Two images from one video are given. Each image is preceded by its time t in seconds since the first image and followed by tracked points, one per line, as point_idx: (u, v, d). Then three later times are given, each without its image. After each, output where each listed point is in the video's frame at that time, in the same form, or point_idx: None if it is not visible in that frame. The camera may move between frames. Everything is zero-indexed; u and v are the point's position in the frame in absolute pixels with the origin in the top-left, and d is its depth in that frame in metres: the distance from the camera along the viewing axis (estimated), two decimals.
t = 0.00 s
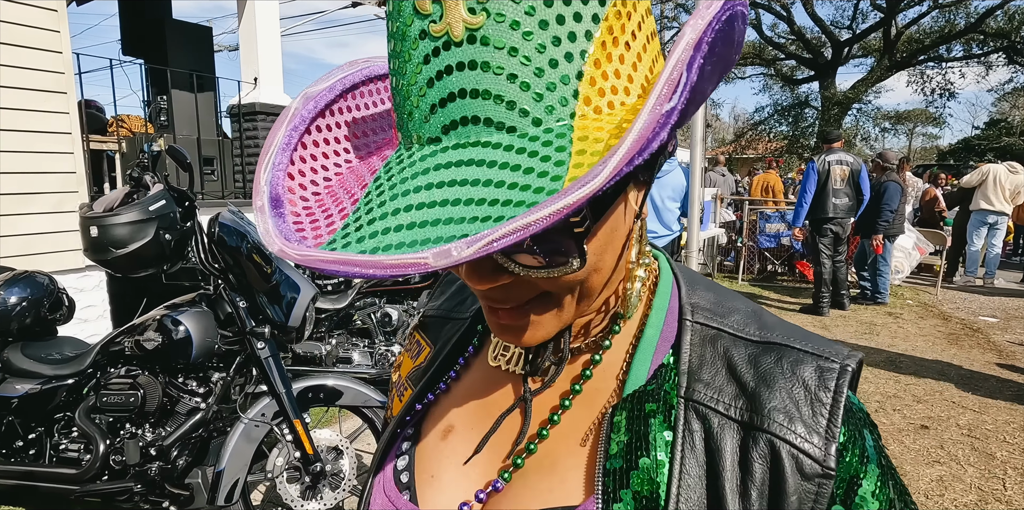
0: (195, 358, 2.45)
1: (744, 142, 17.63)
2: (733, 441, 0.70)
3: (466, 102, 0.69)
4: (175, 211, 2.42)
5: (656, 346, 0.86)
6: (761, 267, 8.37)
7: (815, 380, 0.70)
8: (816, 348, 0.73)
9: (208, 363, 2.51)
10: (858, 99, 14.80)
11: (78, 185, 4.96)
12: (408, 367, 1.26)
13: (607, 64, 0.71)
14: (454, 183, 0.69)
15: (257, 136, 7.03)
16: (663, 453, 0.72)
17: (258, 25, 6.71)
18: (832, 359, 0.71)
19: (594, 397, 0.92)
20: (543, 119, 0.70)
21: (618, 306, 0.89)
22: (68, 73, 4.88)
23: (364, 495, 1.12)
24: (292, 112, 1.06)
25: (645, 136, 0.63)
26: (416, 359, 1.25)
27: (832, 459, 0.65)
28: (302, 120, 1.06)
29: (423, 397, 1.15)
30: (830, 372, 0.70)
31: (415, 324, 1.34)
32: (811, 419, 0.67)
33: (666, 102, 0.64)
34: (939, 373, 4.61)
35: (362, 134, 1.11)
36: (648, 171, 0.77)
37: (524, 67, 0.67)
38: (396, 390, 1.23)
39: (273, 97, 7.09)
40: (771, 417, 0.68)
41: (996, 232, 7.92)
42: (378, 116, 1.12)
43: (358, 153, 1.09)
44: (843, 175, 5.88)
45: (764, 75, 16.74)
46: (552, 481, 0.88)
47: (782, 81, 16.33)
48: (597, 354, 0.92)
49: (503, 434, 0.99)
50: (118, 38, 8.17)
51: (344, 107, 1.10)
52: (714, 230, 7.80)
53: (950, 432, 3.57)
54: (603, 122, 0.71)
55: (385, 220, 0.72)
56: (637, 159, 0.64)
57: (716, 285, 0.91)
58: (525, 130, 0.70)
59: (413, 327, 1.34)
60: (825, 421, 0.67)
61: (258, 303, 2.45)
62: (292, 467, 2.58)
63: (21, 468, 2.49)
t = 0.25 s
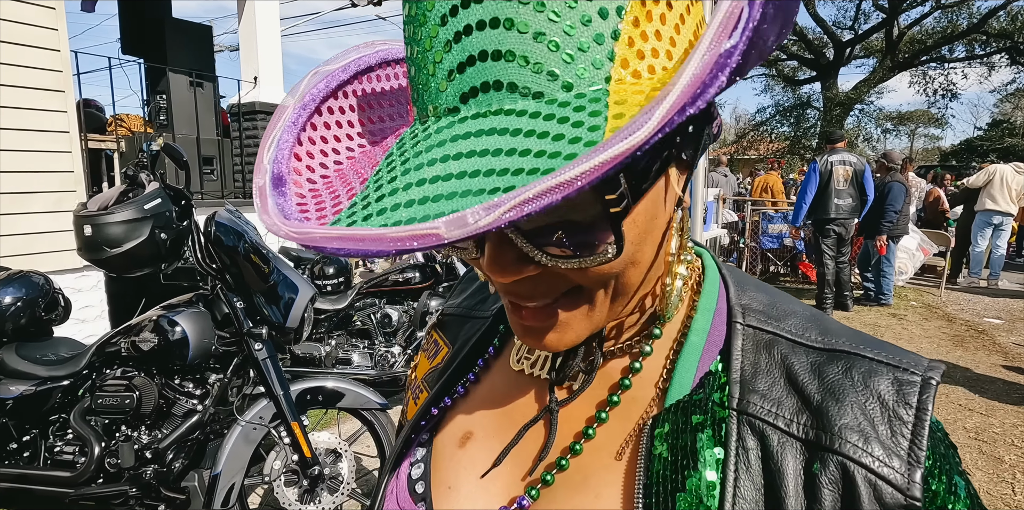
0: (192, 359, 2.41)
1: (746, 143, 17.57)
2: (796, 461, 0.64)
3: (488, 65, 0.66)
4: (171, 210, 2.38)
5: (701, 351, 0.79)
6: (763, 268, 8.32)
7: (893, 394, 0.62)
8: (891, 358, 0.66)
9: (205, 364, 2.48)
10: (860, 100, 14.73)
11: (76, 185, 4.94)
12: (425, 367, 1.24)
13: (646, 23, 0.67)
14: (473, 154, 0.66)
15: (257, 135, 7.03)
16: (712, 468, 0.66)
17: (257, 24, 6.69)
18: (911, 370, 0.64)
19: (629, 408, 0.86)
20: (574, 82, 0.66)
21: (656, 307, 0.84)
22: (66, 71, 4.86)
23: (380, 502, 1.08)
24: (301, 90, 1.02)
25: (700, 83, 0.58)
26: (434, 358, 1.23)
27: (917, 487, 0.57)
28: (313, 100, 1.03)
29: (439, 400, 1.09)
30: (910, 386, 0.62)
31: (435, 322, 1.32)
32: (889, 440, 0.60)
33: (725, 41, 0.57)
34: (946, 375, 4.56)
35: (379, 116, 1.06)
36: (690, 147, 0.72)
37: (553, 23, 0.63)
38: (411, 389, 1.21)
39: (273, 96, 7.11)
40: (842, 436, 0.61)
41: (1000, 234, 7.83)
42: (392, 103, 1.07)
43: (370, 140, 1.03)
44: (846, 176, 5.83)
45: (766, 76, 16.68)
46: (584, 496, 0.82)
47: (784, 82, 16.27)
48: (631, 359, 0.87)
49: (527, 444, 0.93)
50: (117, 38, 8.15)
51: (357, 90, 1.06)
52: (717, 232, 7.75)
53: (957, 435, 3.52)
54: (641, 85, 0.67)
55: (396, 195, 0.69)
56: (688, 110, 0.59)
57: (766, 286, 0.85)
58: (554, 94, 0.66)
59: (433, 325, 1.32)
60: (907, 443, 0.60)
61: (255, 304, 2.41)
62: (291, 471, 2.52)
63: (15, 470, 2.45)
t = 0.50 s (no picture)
0: (190, 361, 2.41)
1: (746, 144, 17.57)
2: (798, 464, 0.63)
3: (507, 74, 0.66)
4: (169, 213, 2.39)
5: (705, 354, 0.80)
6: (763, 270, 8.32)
7: (893, 399, 0.62)
8: (891, 364, 0.66)
9: (204, 366, 2.48)
10: (860, 102, 14.73)
11: (76, 186, 4.95)
12: (428, 366, 1.23)
13: (662, 39, 0.67)
14: (489, 160, 0.66)
15: (257, 137, 7.05)
16: (713, 469, 0.66)
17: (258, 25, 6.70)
18: (911, 377, 0.64)
19: (632, 411, 0.85)
20: (593, 93, 0.66)
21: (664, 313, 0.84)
22: (66, 72, 4.87)
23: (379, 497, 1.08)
24: (321, 92, 1.01)
25: (717, 96, 0.58)
26: (437, 357, 1.23)
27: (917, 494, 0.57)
28: (332, 102, 1.02)
29: (443, 400, 1.09)
30: (910, 391, 0.62)
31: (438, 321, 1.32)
32: (889, 444, 0.60)
33: (742, 57, 0.58)
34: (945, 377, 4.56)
35: (396, 121, 1.07)
36: (700, 160, 0.71)
37: (573, 36, 0.63)
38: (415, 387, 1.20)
39: (273, 98, 7.12)
40: (844, 439, 0.61)
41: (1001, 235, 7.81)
42: (408, 108, 1.09)
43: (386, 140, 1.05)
44: (846, 178, 5.83)
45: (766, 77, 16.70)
46: (585, 497, 0.82)
47: (784, 84, 16.26)
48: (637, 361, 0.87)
49: (530, 445, 0.92)
50: (117, 39, 8.16)
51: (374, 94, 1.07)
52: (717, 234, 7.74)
53: (956, 438, 3.52)
54: (657, 98, 0.67)
55: (414, 198, 0.69)
56: (705, 123, 0.59)
57: (767, 293, 0.85)
58: (571, 105, 0.66)
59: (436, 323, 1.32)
60: (907, 447, 0.60)
61: (254, 305, 2.41)
62: (289, 473, 2.52)
63: (13, 472, 2.45)
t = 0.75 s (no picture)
0: (193, 359, 2.43)
1: (747, 145, 17.58)
2: (784, 445, 0.64)
3: (518, 66, 0.67)
4: (173, 210, 2.41)
5: (702, 338, 0.81)
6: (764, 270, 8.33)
7: (880, 385, 0.63)
8: (880, 353, 0.67)
9: (206, 363, 2.50)
10: (861, 102, 14.73)
11: (79, 185, 4.98)
12: (438, 348, 1.24)
13: (667, 34, 0.68)
14: (500, 145, 0.68)
15: (258, 137, 7.10)
16: (704, 452, 0.67)
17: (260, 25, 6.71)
18: (899, 364, 0.65)
19: (628, 391, 0.87)
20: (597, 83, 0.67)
21: (664, 298, 0.85)
22: (69, 73, 4.89)
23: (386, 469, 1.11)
24: (342, 81, 1.03)
25: (709, 84, 0.59)
26: (447, 339, 1.24)
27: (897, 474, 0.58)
28: (353, 92, 1.03)
29: (450, 379, 1.11)
30: (897, 378, 0.63)
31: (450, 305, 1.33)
32: (874, 427, 0.61)
33: (737, 49, 0.59)
34: (944, 377, 4.57)
35: (413, 113, 1.08)
36: (702, 151, 0.73)
37: (581, 30, 0.65)
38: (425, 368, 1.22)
39: (274, 98, 7.18)
40: (829, 421, 0.62)
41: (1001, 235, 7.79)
42: (425, 100, 1.10)
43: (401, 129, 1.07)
44: (847, 178, 5.84)
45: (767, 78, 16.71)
46: (579, 470, 0.83)
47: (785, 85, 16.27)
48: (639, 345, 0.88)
49: (531, 423, 0.94)
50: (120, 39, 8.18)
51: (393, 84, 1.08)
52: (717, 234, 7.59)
53: (955, 437, 3.53)
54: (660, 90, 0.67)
55: (429, 179, 0.71)
56: (699, 110, 0.60)
57: (767, 285, 0.86)
58: (578, 95, 0.67)
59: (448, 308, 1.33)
60: (891, 430, 0.61)
61: (256, 303, 2.43)
62: (290, 469, 2.55)
63: (17, 468, 2.46)
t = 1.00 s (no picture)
0: (196, 356, 2.46)
1: (747, 146, 17.60)
2: (757, 423, 0.67)
3: (510, 76, 0.71)
4: (177, 209, 2.45)
5: (686, 325, 0.84)
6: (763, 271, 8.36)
7: (847, 368, 0.67)
8: (850, 338, 0.70)
9: (209, 361, 2.52)
10: (861, 104, 14.75)
11: (82, 185, 5.02)
12: (440, 339, 1.27)
13: (647, 45, 0.71)
14: (492, 149, 0.71)
15: (260, 137, 7.16)
16: (685, 433, 0.70)
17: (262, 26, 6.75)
18: (866, 349, 0.68)
19: (616, 376, 0.90)
20: (581, 91, 0.70)
21: (652, 290, 0.88)
22: (73, 73, 4.93)
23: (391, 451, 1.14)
24: (351, 89, 1.06)
25: (672, 95, 0.63)
26: (449, 331, 1.26)
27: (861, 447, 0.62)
28: (361, 98, 1.06)
29: (451, 367, 1.14)
30: (863, 361, 0.67)
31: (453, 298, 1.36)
32: (839, 405, 0.65)
33: (697, 63, 0.63)
34: (942, 376, 4.60)
35: (417, 117, 1.11)
36: (683, 152, 0.76)
37: (567, 43, 0.69)
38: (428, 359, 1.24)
39: (277, 99, 7.23)
40: (798, 400, 0.66)
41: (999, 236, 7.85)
42: (428, 104, 1.13)
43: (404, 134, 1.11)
44: (847, 179, 5.87)
45: (767, 80, 16.73)
46: (570, 447, 0.86)
47: (786, 86, 16.29)
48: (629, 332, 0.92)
49: (526, 407, 0.97)
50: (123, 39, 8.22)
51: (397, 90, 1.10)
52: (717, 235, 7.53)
53: (952, 436, 3.56)
54: (638, 97, 0.70)
55: (428, 180, 0.74)
56: (661, 119, 0.64)
57: (750, 278, 0.89)
58: (565, 102, 0.70)
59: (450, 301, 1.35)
60: (855, 408, 0.64)
61: (259, 301, 2.46)
62: (293, 465, 2.58)
63: (23, 464, 2.49)
